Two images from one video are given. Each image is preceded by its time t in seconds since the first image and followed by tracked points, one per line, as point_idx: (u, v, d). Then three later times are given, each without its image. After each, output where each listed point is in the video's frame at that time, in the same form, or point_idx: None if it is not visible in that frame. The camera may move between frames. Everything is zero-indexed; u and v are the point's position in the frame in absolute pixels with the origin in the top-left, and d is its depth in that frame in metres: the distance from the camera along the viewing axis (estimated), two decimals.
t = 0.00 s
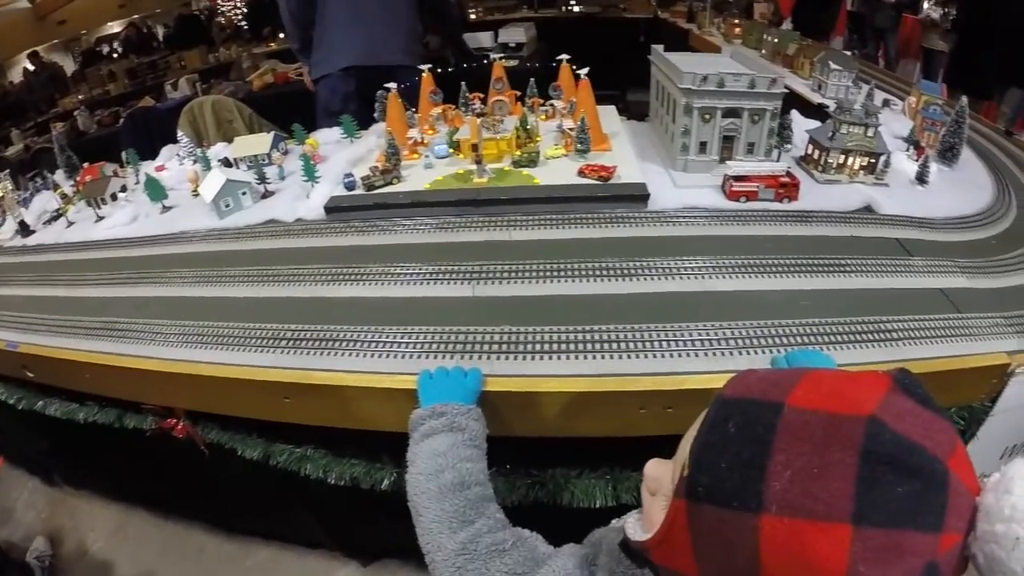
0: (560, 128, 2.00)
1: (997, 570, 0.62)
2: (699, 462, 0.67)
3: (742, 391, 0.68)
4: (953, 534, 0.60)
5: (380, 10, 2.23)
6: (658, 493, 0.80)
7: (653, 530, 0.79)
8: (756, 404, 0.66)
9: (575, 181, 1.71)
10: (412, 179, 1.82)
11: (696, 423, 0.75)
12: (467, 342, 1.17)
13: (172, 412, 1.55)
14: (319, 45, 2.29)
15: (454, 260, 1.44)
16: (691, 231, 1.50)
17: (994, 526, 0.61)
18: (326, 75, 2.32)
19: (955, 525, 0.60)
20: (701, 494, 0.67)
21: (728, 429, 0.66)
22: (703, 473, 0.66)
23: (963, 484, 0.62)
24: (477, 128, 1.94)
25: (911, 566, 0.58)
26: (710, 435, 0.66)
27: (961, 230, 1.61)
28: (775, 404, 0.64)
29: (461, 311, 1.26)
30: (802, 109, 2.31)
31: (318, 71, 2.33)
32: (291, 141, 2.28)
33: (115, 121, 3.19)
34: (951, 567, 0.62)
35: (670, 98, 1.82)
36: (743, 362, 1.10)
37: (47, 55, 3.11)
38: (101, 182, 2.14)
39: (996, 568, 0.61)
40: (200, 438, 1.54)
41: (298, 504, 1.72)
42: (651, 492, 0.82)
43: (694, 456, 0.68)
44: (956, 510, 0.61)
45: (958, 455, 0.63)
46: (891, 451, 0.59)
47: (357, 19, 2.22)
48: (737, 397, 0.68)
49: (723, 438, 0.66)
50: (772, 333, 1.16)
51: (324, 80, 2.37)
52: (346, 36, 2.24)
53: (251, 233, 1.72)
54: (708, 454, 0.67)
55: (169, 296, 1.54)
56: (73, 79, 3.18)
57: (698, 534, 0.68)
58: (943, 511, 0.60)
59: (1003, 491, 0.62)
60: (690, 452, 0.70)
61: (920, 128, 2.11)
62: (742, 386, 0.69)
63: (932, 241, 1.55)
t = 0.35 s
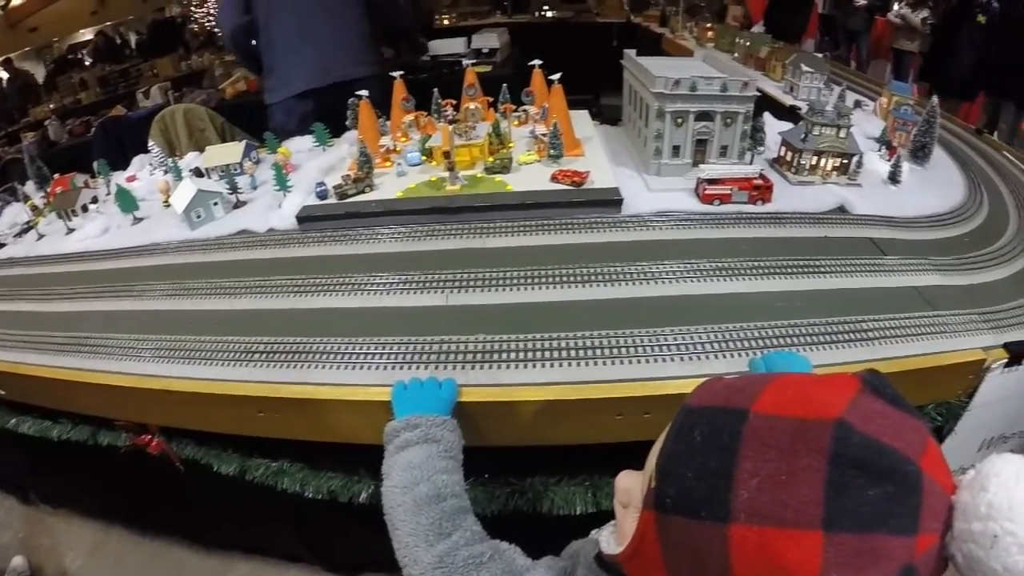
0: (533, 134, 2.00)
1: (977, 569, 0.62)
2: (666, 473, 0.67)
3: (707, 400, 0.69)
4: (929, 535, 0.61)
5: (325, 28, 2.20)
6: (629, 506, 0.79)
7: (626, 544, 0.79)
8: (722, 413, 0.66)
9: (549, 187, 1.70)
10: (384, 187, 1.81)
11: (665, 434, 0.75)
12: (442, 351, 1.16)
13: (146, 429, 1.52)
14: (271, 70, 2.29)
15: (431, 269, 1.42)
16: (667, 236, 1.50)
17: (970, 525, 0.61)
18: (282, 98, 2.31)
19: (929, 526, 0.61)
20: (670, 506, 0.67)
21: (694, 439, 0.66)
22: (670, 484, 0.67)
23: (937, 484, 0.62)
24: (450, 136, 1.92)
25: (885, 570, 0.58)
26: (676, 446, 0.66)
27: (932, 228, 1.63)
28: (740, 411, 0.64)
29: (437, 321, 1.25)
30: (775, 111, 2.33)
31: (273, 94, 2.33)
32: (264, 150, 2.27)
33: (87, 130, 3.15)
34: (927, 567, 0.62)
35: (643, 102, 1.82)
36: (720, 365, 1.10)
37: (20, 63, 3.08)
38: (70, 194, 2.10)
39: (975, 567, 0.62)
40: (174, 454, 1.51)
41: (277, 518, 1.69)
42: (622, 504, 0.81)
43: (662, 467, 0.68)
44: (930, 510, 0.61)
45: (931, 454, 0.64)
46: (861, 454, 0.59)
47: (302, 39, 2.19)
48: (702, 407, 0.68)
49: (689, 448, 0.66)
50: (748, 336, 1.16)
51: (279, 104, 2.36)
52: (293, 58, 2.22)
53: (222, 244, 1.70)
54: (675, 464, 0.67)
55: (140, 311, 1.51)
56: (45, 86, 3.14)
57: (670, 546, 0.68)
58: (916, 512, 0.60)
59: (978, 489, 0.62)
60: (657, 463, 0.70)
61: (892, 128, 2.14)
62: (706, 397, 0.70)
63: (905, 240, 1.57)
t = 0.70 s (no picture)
0: (535, 131, 1.99)
1: (983, 554, 0.61)
2: (665, 468, 0.66)
3: (702, 395, 0.67)
4: (932, 521, 0.60)
5: (271, 39, 2.24)
6: (632, 505, 0.78)
7: (627, 543, 0.77)
8: (718, 407, 0.65)
9: (552, 184, 1.69)
10: (386, 184, 1.80)
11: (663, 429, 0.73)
12: (443, 350, 1.15)
13: (145, 428, 1.51)
14: (224, 86, 2.32)
15: (431, 267, 1.42)
16: (668, 233, 1.50)
17: (974, 510, 0.61)
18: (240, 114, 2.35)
19: (933, 511, 0.60)
20: (670, 501, 0.65)
21: (692, 433, 0.65)
22: (670, 479, 0.65)
23: (939, 469, 0.62)
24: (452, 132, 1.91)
25: (890, 558, 0.57)
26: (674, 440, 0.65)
27: (934, 225, 1.62)
28: (738, 404, 0.64)
29: (437, 319, 1.24)
30: (777, 108, 2.33)
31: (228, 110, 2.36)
32: (264, 147, 2.27)
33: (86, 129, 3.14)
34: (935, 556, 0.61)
35: (645, 99, 1.82)
36: (721, 363, 1.10)
37: (19, 60, 3.04)
38: (70, 192, 2.10)
39: (981, 552, 0.61)
40: (175, 453, 1.50)
41: (277, 517, 1.69)
42: (624, 502, 0.79)
43: (661, 462, 0.66)
44: (934, 496, 0.60)
45: (931, 440, 0.63)
46: (862, 442, 0.59)
47: (252, 53, 2.24)
48: (700, 401, 0.67)
49: (687, 443, 0.65)
50: (750, 333, 1.16)
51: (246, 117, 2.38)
52: (246, 73, 2.27)
53: (223, 242, 1.69)
54: (674, 458, 0.65)
55: (139, 310, 1.50)
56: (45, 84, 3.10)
57: (672, 542, 0.66)
58: (919, 498, 0.59)
59: (981, 473, 0.62)
60: (656, 458, 0.69)
61: (893, 125, 2.13)
62: (701, 392, 0.68)
63: (907, 237, 1.56)
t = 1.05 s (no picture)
0: (569, 124, 1.98)
1: None
2: (715, 459, 0.65)
3: (754, 386, 0.67)
4: (982, 514, 0.58)
5: (282, 41, 2.27)
6: (675, 499, 0.78)
7: (671, 536, 0.77)
8: (771, 398, 0.64)
9: (586, 177, 1.69)
10: (420, 176, 1.81)
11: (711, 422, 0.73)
12: (479, 341, 1.16)
13: (181, 415, 1.54)
14: (239, 88, 2.34)
15: (463, 259, 1.42)
16: (701, 227, 1.48)
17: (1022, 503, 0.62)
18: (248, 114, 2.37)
19: (984, 505, 0.58)
20: (720, 494, 0.65)
21: (743, 425, 0.64)
22: (721, 471, 0.65)
23: (987, 463, 0.60)
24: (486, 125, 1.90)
25: (943, 551, 0.56)
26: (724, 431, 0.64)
27: (975, 223, 1.58)
28: (789, 396, 0.63)
29: (470, 311, 1.25)
30: (812, 102, 2.28)
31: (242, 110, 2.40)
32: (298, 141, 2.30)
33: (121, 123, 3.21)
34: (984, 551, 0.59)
35: (680, 92, 1.80)
36: (759, 358, 1.08)
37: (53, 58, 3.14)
38: (107, 184, 2.14)
39: None
40: (210, 440, 1.52)
41: (309, 505, 1.71)
42: (666, 497, 0.80)
43: (710, 454, 0.66)
44: (984, 490, 0.59)
45: (979, 434, 0.62)
46: (914, 433, 0.58)
47: (267, 57, 2.27)
48: (750, 392, 0.66)
49: (738, 434, 0.64)
50: (789, 328, 1.14)
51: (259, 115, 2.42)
52: (259, 75, 2.29)
53: (259, 233, 1.72)
54: (724, 450, 0.65)
55: (176, 299, 1.52)
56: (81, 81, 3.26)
57: (720, 535, 0.66)
58: (968, 491, 0.58)
59: None
60: (705, 450, 0.69)
61: (931, 120, 2.08)
62: (751, 382, 0.68)
63: (947, 235, 1.52)
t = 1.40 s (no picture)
0: (585, 127, 1.99)
1: None
2: (737, 463, 0.65)
3: (778, 389, 0.66)
4: (1002, 526, 0.57)
5: (300, 43, 2.34)
6: (693, 500, 0.78)
7: (690, 538, 0.77)
8: (795, 401, 0.63)
9: (602, 180, 1.69)
10: (437, 178, 1.82)
11: (734, 425, 0.73)
12: (497, 343, 1.16)
13: (197, 413, 1.56)
14: (255, 90, 2.36)
15: (479, 261, 1.43)
16: (716, 230, 1.48)
17: None
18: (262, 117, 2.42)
19: (1003, 516, 0.57)
20: (741, 497, 0.65)
21: (767, 429, 0.64)
22: (743, 474, 0.65)
23: (1011, 475, 0.59)
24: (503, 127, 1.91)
25: (962, 560, 0.56)
26: (747, 434, 0.64)
27: (992, 228, 1.57)
28: (812, 400, 0.62)
29: (487, 312, 1.25)
30: (827, 105, 2.27)
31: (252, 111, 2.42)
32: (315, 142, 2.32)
33: (138, 124, 3.24)
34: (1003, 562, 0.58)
35: (696, 96, 1.80)
36: (775, 362, 1.08)
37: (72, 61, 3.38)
38: (125, 185, 2.16)
39: None
40: (226, 439, 1.54)
41: (323, 504, 1.72)
42: (684, 498, 0.80)
43: (732, 458, 0.66)
44: (1004, 501, 0.58)
45: (999, 445, 0.61)
46: (937, 442, 0.57)
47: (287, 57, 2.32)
48: (774, 395, 0.65)
49: (762, 438, 0.64)
50: (806, 333, 1.14)
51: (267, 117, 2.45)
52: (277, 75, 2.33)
53: (276, 234, 1.73)
54: (747, 453, 0.65)
55: (194, 299, 1.54)
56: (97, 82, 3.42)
57: (739, 538, 0.66)
58: (989, 502, 0.57)
59: None
60: (727, 453, 0.69)
61: (947, 124, 2.07)
62: (777, 384, 0.67)
63: (964, 239, 1.51)
